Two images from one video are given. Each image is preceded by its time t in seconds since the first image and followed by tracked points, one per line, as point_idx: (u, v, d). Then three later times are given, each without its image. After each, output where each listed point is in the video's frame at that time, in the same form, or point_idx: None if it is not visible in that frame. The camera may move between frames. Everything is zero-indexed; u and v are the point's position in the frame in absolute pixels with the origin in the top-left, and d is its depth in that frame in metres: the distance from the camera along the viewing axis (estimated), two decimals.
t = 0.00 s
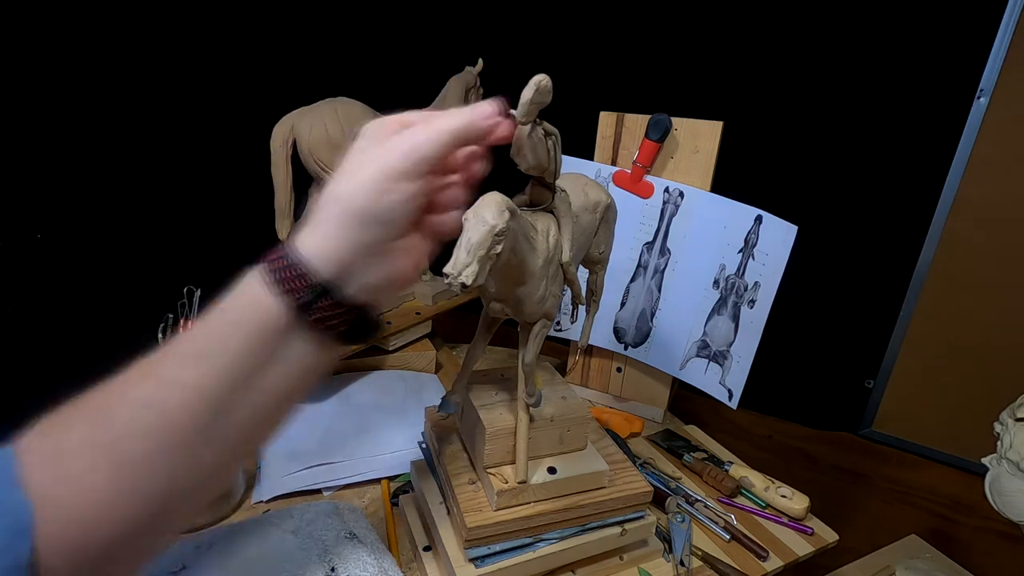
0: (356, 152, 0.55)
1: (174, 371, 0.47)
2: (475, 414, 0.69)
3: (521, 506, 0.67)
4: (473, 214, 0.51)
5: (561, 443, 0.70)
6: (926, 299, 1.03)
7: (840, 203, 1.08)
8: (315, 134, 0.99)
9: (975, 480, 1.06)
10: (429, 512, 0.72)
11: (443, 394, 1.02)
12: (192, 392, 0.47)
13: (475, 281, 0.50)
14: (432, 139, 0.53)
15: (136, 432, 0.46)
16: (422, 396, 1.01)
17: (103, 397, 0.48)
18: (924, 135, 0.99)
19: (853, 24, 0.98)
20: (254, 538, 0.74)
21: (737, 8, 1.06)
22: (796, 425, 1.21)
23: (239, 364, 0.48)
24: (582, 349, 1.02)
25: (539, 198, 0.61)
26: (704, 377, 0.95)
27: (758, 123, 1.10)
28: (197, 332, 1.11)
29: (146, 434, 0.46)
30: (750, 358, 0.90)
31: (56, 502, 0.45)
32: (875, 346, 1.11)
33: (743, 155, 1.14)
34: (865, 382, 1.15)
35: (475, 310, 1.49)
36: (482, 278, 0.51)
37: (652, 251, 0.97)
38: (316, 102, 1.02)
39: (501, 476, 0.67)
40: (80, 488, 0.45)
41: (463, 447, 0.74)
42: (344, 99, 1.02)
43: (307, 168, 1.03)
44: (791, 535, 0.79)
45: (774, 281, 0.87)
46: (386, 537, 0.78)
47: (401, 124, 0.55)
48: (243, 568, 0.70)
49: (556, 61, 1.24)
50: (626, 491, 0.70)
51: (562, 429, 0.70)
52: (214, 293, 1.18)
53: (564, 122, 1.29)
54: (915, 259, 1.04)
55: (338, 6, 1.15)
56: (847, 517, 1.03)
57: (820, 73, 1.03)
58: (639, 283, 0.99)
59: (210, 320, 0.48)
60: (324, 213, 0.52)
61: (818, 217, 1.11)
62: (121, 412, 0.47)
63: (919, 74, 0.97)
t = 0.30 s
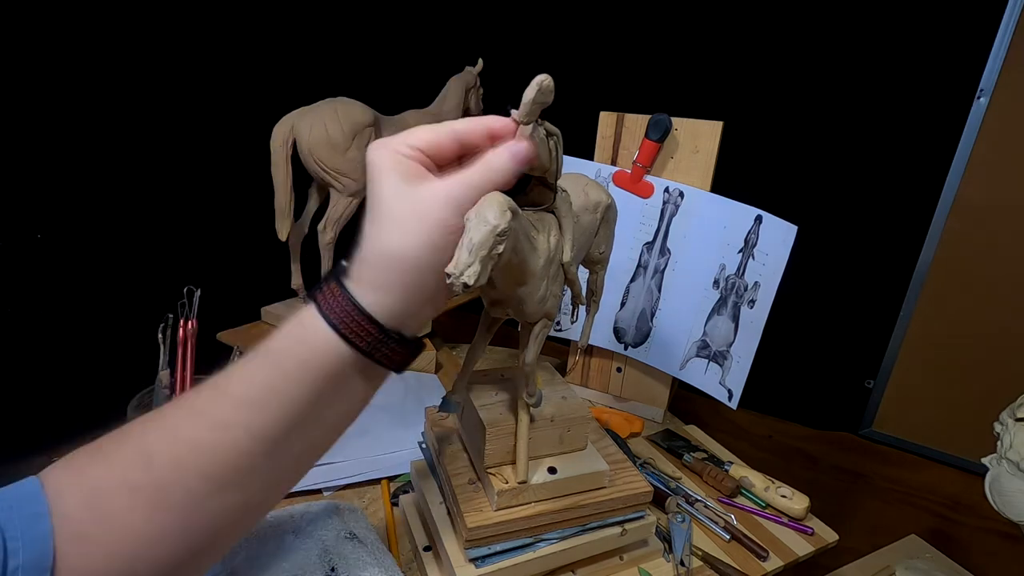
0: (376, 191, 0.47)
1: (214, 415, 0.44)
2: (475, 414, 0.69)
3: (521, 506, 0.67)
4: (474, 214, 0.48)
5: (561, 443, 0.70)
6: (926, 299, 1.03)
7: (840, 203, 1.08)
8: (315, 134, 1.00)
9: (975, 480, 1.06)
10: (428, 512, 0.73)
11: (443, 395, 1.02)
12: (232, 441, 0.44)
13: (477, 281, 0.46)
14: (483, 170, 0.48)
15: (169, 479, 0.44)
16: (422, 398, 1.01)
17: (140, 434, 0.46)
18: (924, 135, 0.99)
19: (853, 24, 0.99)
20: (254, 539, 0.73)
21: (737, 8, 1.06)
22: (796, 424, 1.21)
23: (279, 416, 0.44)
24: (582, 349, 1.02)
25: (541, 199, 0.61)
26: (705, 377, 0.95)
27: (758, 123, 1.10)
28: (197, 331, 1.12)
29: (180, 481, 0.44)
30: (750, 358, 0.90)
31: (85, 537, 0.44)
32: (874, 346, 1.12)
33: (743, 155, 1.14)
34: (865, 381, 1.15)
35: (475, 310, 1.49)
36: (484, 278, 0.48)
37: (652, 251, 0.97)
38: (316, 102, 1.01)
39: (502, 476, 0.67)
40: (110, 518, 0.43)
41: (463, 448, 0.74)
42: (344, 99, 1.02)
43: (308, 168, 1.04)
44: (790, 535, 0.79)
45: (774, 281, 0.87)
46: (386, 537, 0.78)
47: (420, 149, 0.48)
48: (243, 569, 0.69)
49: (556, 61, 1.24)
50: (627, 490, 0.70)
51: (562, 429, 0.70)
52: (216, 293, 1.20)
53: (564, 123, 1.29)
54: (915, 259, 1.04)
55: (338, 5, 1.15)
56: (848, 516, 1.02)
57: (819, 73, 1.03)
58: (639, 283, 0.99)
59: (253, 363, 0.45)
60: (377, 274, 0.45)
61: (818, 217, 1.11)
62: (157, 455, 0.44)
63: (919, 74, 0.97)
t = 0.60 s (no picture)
0: (371, 149, 0.40)
1: (183, 338, 0.41)
2: (477, 415, 0.69)
3: (524, 506, 0.67)
4: (480, 216, 0.51)
5: (562, 443, 0.70)
6: (926, 299, 1.03)
7: (840, 203, 1.08)
8: (315, 135, 0.99)
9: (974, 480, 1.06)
10: (429, 513, 0.72)
11: (443, 394, 1.01)
12: (157, 406, 0.41)
13: (483, 283, 0.50)
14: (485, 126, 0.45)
15: (104, 440, 0.42)
16: (422, 396, 1.00)
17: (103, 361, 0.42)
18: (923, 134, 0.99)
19: (853, 24, 0.99)
20: (254, 539, 0.74)
21: (737, 8, 1.06)
22: (796, 424, 1.21)
23: (211, 377, 0.42)
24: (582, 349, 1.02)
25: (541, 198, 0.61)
26: (704, 377, 0.95)
27: (758, 123, 1.10)
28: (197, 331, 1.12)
29: (116, 443, 0.42)
30: (750, 358, 0.90)
31: (63, 465, 0.41)
32: (874, 346, 1.12)
33: (742, 156, 1.14)
34: (865, 381, 1.15)
35: (475, 310, 1.49)
36: (489, 279, 0.51)
37: (652, 251, 0.97)
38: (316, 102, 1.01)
39: (504, 477, 0.66)
40: (50, 478, 0.41)
41: (463, 449, 0.74)
42: (344, 99, 1.01)
43: (308, 168, 1.03)
44: (791, 535, 0.79)
45: (774, 281, 0.87)
46: (387, 537, 0.78)
47: (409, 98, 0.40)
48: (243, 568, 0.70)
49: (556, 61, 1.24)
50: (627, 489, 0.70)
51: (564, 428, 0.70)
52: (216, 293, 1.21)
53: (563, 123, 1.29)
54: (915, 260, 1.04)
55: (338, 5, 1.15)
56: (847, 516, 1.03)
57: (819, 73, 1.03)
58: (639, 283, 0.99)
59: (215, 290, 0.42)
60: (336, 219, 0.41)
61: (818, 217, 1.11)
62: (85, 418, 0.41)
63: (919, 74, 0.97)
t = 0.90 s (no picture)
0: (374, 132, 0.44)
1: (175, 317, 0.43)
2: (478, 415, 0.69)
3: (525, 506, 0.67)
4: (484, 216, 0.51)
5: (563, 443, 0.70)
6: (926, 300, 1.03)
7: (840, 203, 1.08)
8: (315, 134, 0.99)
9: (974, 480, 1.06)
10: (429, 513, 0.72)
11: (443, 394, 1.02)
12: (156, 379, 0.43)
13: (488, 283, 0.50)
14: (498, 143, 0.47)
15: (104, 415, 0.42)
16: (422, 397, 1.00)
17: (96, 338, 0.43)
18: (923, 134, 0.99)
19: (853, 24, 0.99)
20: (253, 539, 0.74)
21: (736, 9, 1.06)
22: (796, 424, 1.21)
23: (212, 348, 0.43)
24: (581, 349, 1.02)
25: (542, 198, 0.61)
26: (705, 377, 0.95)
27: (758, 123, 1.10)
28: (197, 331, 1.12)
29: (113, 420, 0.42)
30: (750, 358, 0.90)
31: (58, 445, 0.42)
32: (874, 346, 1.12)
33: (742, 156, 1.14)
34: (865, 382, 1.15)
35: (475, 310, 1.49)
36: (495, 279, 0.51)
37: (652, 251, 0.97)
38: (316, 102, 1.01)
39: (505, 478, 0.66)
40: (46, 454, 0.41)
41: (463, 449, 0.74)
42: (344, 99, 1.02)
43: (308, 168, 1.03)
44: (791, 535, 0.79)
45: (774, 281, 0.87)
46: (386, 537, 0.78)
47: (426, 91, 0.45)
48: (243, 568, 0.70)
49: (556, 62, 1.24)
50: (628, 488, 0.70)
51: (564, 428, 0.70)
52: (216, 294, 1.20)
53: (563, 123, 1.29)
54: (915, 260, 1.04)
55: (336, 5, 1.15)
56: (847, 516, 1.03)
57: (819, 73, 1.03)
58: (639, 283, 0.99)
59: (205, 269, 0.44)
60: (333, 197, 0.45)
61: (818, 218, 1.11)
62: (81, 392, 0.42)
63: (919, 74, 0.97)
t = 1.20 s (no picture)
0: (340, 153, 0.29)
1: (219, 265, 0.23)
2: (482, 416, 0.69)
3: (529, 507, 0.67)
4: (495, 217, 0.51)
5: (565, 442, 0.70)
6: (927, 299, 1.02)
7: (839, 203, 1.08)
8: (315, 134, 0.99)
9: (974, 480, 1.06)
10: (431, 513, 0.72)
11: (443, 394, 1.02)
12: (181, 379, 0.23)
13: (502, 285, 0.50)
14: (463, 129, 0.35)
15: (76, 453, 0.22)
16: (421, 398, 1.00)
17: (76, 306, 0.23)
18: (923, 134, 0.99)
19: (852, 25, 0.99)
20: (253, 538, 0.74)
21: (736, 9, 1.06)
22: (796, 425, 1.22)
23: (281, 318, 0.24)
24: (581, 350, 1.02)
25: (543, 198, 0.61)
26: (705, 377, 0.95)
27: (758, 123, 1.10)
28: (198, 330, 1.12)
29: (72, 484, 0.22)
30: (750, 358, 0.90)
31: None
32: (874, 346, 1.11)
33: (742, 156, 1.14)
34: (865, 382, 1.13)
35: (475, 309, 1.49)
36: (507, 281, 0.51)
37: (652, 251, 0.98)
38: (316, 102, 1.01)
39: (509, 478, 0.66)
40: None
41: (463, 451, 0.74)
42: (343, 99, 1.02)
43: (308, 168, 1.03)
44: (791, 535, 0.79)
45: (773, 281, 0.86)
46: (386, 536, 0.78)
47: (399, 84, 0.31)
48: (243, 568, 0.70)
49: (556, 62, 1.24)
50: (629, 485, 0.70)
51: (566, 427, 0.70)
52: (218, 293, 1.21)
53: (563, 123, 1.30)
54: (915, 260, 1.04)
55: (336, 6, 1.16)
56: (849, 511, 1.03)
57: (818, 73, 1.03)
58: (639, 283, 0.99)
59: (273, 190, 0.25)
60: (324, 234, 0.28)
61: (818, 217, 1.11)
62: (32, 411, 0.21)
63: (919, 74, 0.97)
